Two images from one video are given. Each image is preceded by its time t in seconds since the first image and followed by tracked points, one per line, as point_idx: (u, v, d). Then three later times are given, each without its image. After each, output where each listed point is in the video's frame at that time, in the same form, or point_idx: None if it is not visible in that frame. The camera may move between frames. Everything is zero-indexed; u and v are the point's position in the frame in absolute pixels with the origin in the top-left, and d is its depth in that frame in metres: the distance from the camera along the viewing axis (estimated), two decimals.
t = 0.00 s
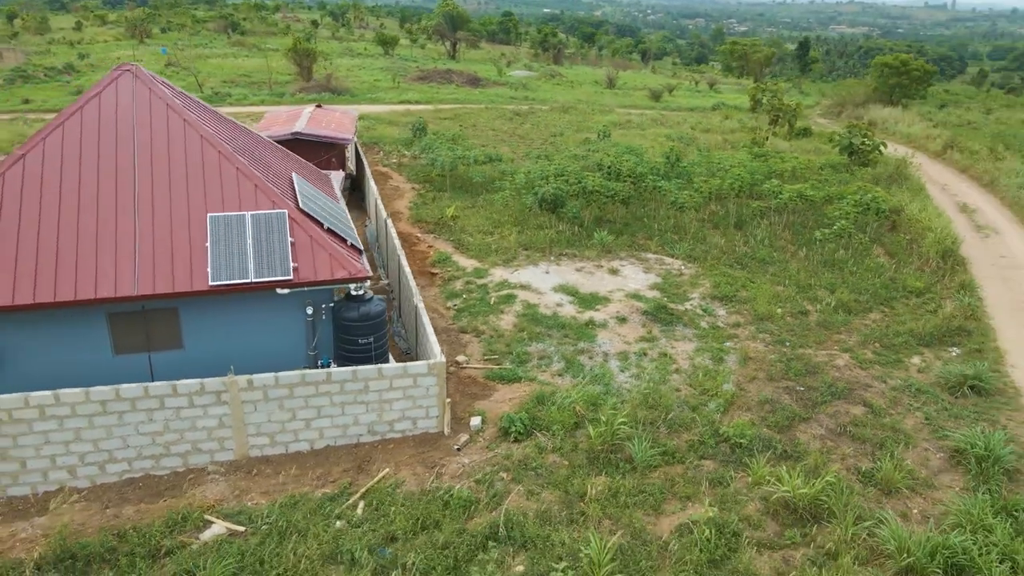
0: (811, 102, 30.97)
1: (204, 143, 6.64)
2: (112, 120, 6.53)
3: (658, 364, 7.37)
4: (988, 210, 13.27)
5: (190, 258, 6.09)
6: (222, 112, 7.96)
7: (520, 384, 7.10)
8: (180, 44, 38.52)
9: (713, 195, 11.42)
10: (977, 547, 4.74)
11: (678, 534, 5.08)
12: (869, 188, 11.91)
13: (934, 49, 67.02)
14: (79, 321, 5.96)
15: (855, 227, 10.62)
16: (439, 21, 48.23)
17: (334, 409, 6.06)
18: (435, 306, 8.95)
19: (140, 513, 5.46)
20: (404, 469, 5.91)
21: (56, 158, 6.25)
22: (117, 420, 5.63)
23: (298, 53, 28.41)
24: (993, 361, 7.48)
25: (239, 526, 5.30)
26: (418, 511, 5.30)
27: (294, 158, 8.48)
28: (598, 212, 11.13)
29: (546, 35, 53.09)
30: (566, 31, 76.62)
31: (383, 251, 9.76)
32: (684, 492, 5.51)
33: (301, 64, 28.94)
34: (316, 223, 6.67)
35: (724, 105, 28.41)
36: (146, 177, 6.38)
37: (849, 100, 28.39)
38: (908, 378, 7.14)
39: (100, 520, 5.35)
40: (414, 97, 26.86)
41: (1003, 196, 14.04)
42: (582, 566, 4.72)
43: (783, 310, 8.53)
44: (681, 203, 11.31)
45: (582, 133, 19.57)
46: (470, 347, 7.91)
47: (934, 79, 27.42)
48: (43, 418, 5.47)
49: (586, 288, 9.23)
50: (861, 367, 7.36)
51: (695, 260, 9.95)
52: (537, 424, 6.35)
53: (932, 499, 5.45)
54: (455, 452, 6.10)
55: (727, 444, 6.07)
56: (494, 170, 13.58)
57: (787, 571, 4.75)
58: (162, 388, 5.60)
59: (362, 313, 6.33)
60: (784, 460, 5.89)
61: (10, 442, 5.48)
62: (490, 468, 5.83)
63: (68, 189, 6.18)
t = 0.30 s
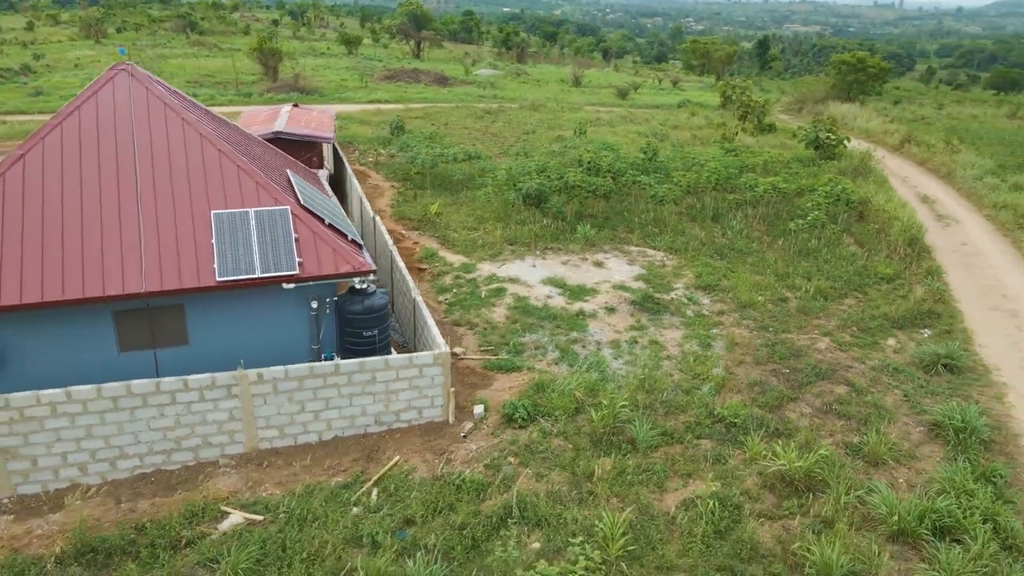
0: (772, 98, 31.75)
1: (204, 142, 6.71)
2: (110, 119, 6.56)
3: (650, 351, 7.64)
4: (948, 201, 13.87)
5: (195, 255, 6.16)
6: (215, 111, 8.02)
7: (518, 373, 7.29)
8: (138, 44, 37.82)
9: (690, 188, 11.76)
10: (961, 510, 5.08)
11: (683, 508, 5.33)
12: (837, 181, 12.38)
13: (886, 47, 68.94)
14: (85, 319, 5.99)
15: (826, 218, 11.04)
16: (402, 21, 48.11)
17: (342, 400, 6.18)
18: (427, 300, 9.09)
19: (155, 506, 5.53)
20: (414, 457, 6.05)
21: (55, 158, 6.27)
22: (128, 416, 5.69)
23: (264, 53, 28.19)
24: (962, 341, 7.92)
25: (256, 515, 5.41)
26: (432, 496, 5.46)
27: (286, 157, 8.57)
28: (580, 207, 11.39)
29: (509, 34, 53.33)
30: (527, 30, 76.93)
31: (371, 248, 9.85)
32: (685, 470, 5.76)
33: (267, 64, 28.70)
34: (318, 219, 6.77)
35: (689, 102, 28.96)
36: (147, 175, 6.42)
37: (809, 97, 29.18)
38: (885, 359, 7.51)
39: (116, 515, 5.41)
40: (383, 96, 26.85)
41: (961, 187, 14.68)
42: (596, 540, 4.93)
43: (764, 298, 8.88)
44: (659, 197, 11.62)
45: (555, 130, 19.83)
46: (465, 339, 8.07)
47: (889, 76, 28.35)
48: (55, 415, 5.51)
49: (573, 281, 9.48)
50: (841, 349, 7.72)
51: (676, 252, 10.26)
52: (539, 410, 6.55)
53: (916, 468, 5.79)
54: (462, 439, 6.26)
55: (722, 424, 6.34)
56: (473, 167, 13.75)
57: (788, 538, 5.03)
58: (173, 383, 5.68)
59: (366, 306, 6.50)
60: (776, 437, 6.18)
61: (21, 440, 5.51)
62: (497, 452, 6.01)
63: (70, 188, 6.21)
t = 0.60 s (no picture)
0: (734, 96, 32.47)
1: (204, 141, 6.79)
2: (109, 118, 6.60)
3: (641, 339, 7.91)
4: (909, 192, 14.47)
5: (201, 251, 6.23)
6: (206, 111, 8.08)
7: (516, 362, 7.50)
8: (94, 44, 37.05)
9: (668, 183, 12.09)
10: (945, 477, 5.43)
11: (686, 484, 5.58)
12: (807, 174, 12.84)
13: (839, 46, 70.82)
14: (91, 317, 6.02)
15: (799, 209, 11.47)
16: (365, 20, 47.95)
17: (350, 392, 6.30)
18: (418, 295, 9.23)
19: (171, 499, 5.60)
20: (422, 444, 6.21)
21: (56, 158, 6.28)
22: (140, 412, 5.75)
23: (228, 53, 27.93)
24: (933, 323, 8.36)
25: (273, 504, 5.52)
26: (446, 480, 5.63)
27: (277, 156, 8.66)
28: (562, 202, 11.63)
29: (472, 33, 53.46)
30: (489, 29, 76.93)
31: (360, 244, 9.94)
32: (685, 448, 6.02)
33: (231, 64, 28.42)
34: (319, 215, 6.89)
35: (654, 100, 29.48)
36: (149, 174, 6.47)
37: (770, 94, 29.92)
38: (863, 341, 7.90)
39: (133, 508, 5.47)
40: (352, 96, 26.81)
41: (921, 178, 15.31)
42: (608, 516, 5.16)
43: (745, 286, 9.23)
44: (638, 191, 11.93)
45: (527, 128, 20.07)
46: (460, 331, 8.24)
47: (846, 73, 29.23)
48: (67, 412, 5.55)
49: (561, 274, 9.72)
50: (821, 333, 8.09)
51: (657, 244, 10.58)
52: (541, 397, 6.76)
53: (899, 441, 6.15)
54: (468, 426, 6.44)
55: (716, 405, 6.63)
56: (452, 164, 13.90)
57: (787, 508, 5.32)
58: (185, 377, 5.75)
59: (370, 299, 6.67)
60: (768, 416, 6.49)
61: (33, 438, 5.53)
62: (504, 437, 6.21)
63: (72, 187, 6.23)
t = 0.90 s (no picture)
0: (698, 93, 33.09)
1: (204, 139, 6.84)
2: (108, 117, 6.61)
3: (632, 328, 8.18)
4: (873, 184, 15.04)
5: (207, 248, 6.30)
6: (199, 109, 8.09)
7: (513, 352, 7.70)
8: (49, 44, 36.17)
9: (646, 178, 12.42)
10: (928, 447, 5.80)
11: (687, 461, 5.86)
12: (778, 168, 13.29)
13: (794, 44, 72.43)
14: (98, 314, 6.06)
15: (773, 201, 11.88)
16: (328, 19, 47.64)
17: (357, 383, 6.44)
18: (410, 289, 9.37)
19: (186, 491, 5.69)
20: (429, 432, 6.38)
21: (57, 156, 6.28)
22: (152, 406, 5.81)
23: (192, 52, 27.59)
24: (905, 307, 8.79)
25: (289, 493, 5.65)
26: (457, 465, 5.82)
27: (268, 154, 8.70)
28: (544, 197, 11.86)
29: (435, 32, 53.44)
30: (451, 28, 76.92)
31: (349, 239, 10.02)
32: (684, 428, 6.29)
33: (195, 64, 28.10)
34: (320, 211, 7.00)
35: (621, 98, 29.94)
36: (151, 171, 6.51)
37: (734, 91, 30.58)
38: (841, 325, 8.29)
39: (150, 502, 5.55)
40: (321, 95, 26.68)
41: (883, 171, 15.91)
42: (617, 493, 5.40)
43: (727, 276, 9.58)
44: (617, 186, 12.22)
45: (500, 126, 20.27)
46: (455, 323, 8.41)
47: (806, 70, 30.02)
48: (80, 409, 5.59)
49: (548, 267, 9.96)
50: (802, 318, 8.46)
51: (639, 237, 10.88)
52: (541, 384, 6.98)
53: (882, 416, 6.51)
54: (473, 413, 6.62)
55: (709, 387, 6.92)
56: (432, 162, 14.04)
57: (784, 480, 5.62)
58: (197, 371, 5.84)
59: (373, 293, 6.82)
60: (758, 396, 6.81)
61: (46, 435, 5.57)
62: (509, 423, 6.41)
63: (74, 185, 6.23)
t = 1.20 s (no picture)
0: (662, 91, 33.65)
1: (204, 136, 6.90)
2: (108, 116, 6.64)
3: (623, 317, 8.45)
4: (839, 176, 15.58)
5: (214, 244, 6.38)
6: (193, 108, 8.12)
7: (510, 342, 7.91)
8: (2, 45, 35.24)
9: (625, 173, 12.72)
10: (910, 420, 6.16)
11: (687, 439, 6.14)
12: (751, 162, 13.71)
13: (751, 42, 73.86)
14: (106, 311, 6.11)
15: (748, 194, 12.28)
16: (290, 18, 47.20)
17: (364, 373, 6.58)
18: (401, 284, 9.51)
19: (202, 483, 5.78)
20: (436, 419, 6.55)
21: (60, 154, 6.30)
22: (165, 401, 5.90)
23: (156, 52, 27.20)
24: (878, 291, 9.22)
25: (305, 481, 5.78)
26: (467, 450, 6.01)
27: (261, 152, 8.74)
28: (527, 192, 12.08)
29: (399, 32, 53.30)
30: (413, 27, 76.70)
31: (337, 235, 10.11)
32: (681, 409, 6.58)
33: (159, 64, 27.70)
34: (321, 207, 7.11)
35: (589, 96, 30.32)
36: (153, 169, 6.56)
37: (698, 88, 31.17)
38: (820, 310, 8.68)
39: (167, 494, 5.64)
40: (289, 95, 26.53)
41: (847, 164, 16.49)
42: (624, 470, 5.65)
43: (708, 266, 9.92)
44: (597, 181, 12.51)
45: (474, 124, 20.45)
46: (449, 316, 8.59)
47: (768, 67, 30.76)
48: (94, 404, 5.66)
49: (535, 260, 10.19)
50: (783, 304, 8.83)
51: (621, 230, 11.18)
52: (540, 371, 7.20)
53: (865, 393, 6.88)
54: (476, 401, 6.82)
55: (701, 371, 7.22)
56: (412, 160, 14.17)
57: (779, 454, 5.93)
58: (208, 365, 5.93)
59: (376, 286, 6.98)
60: (748, 378, 7.13)
61: (60, 432, 5.62)
62: (513, 408, 6.62)
63: (78, 182, 6.26)
